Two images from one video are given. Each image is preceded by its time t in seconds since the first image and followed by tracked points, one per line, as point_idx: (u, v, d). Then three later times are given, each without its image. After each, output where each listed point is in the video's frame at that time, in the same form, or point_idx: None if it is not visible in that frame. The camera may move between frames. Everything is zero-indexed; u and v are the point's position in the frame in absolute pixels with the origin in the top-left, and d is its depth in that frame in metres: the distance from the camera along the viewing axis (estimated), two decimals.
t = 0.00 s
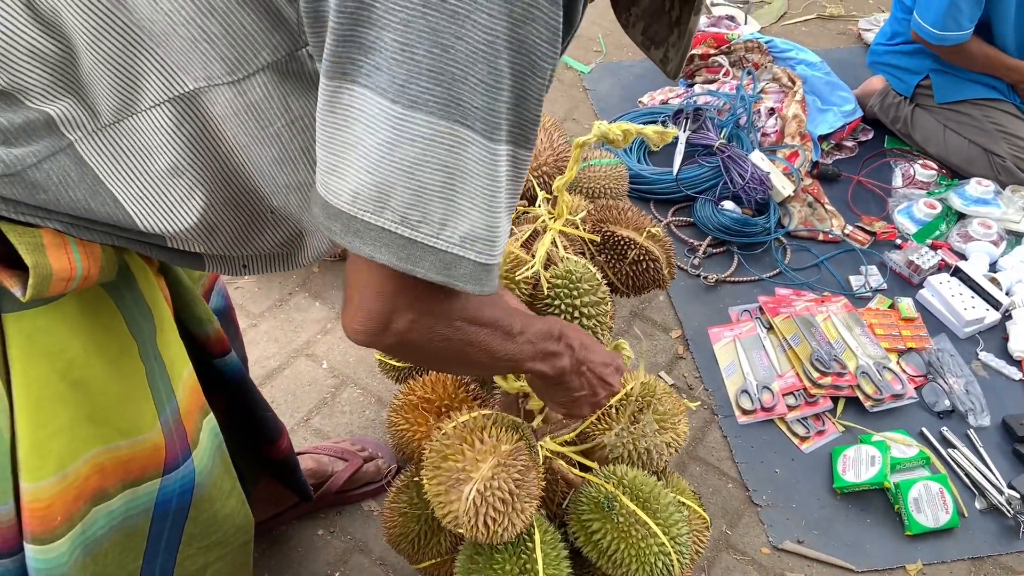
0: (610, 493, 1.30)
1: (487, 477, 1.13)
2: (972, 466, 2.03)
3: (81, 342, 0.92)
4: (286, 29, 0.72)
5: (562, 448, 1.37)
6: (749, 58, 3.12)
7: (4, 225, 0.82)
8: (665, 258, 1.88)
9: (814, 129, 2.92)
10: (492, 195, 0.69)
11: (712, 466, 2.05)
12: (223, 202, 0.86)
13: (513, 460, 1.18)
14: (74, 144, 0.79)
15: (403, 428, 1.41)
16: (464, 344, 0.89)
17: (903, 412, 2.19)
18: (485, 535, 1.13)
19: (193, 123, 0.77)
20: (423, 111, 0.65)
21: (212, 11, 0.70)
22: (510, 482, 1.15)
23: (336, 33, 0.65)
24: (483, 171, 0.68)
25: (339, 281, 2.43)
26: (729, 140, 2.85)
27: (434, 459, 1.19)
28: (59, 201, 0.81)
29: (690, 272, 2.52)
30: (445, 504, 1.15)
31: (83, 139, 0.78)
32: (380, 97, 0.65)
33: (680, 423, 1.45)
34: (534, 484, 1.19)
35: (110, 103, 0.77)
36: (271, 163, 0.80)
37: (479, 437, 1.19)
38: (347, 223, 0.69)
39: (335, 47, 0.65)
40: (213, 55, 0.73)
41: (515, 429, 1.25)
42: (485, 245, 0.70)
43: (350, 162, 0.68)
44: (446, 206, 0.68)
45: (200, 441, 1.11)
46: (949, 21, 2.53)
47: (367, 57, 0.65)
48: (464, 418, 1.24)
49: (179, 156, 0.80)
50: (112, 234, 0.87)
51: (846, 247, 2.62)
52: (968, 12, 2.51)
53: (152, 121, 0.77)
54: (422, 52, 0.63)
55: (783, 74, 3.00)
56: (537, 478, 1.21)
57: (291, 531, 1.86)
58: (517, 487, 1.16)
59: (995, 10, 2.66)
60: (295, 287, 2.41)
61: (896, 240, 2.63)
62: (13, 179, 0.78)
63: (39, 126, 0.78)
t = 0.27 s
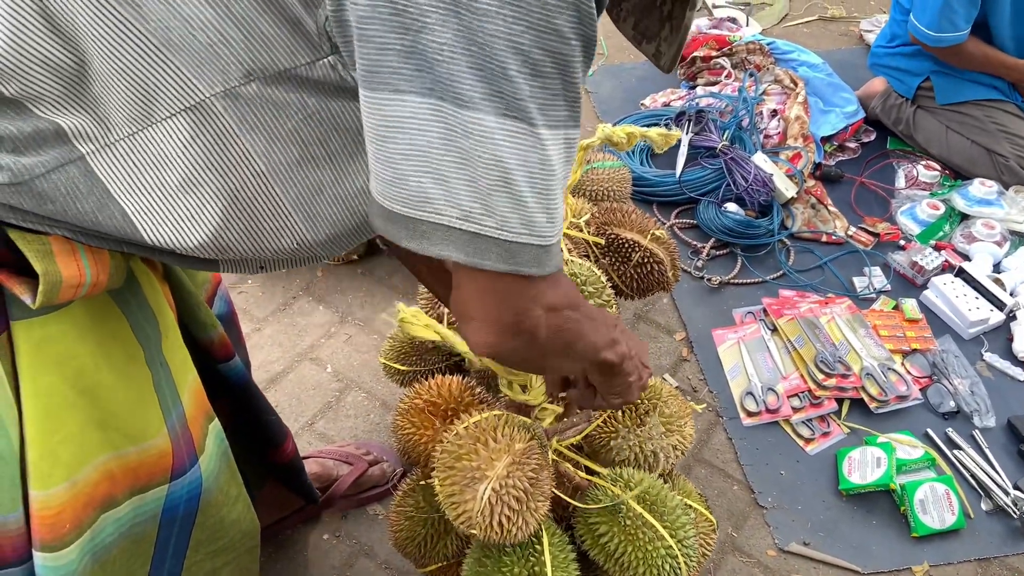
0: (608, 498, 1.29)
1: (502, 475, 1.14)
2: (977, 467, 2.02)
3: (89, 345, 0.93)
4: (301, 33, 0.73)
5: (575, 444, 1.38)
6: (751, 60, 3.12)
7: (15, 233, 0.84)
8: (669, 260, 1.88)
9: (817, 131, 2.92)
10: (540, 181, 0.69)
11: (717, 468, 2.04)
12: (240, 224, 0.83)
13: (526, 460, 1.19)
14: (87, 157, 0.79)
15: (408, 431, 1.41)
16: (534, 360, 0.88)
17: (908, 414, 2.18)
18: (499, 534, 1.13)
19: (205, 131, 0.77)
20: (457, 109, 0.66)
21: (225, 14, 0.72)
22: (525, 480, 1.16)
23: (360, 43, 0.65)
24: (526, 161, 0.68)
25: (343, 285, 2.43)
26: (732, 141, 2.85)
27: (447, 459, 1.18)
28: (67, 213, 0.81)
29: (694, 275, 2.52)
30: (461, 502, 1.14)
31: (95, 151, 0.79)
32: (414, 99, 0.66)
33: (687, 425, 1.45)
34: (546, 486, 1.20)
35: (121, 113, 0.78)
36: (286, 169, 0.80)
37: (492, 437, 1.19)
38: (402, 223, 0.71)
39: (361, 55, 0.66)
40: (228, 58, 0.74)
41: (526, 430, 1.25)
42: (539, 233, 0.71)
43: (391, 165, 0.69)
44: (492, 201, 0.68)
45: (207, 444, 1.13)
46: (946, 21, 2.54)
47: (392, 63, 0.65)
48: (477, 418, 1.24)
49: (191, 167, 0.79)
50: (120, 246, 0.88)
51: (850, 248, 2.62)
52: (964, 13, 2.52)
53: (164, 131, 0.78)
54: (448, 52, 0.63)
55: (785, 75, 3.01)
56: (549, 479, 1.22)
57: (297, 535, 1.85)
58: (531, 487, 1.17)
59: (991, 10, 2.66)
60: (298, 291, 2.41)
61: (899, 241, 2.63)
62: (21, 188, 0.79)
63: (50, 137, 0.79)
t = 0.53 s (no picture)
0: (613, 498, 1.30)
1: (507, 483, 1.14)
2: (982, 471, 2.02)
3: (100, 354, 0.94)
4: (323, 40, 0.70)
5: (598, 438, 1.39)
6: (754, 65, 3.13)
7: (29, 243, 0.86)
8: (674, 266, 1.88)
9: (820, 135, 2.92)
10: (581, 156, 0.70)
11: (722, 474, 2.04)
12: (269, 216, 0.85)
13: (530, 468, 1.19)
14: (109, 163, 0.80)
15: (414, 439, 1.41)
16: (573, 351, 0.90)
17: (913, 419, 2.18)
18: (505, 542, 1.13)
19: (226, 134, 0.78)
20: (493, 101, 0.66)
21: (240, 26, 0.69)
22: (529, 488, 1.16)
23: (390, 53, 0.65)
24: (565, 139, 0.68)
25: (347, 291, 2.43)
26: (735, 146, 2.85)
27: (450, 470, 1.19)
28: (90, 215, 0.83)
29: (697, 280, 2.52)
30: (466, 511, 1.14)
31: (119, 157, 0.80)
32: (453, 98, 0.66)
33: (692, 431, 1.45)
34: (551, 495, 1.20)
35: (143, 118, 0.78)
36: (309, 169, 0.80)
37: (495, 445, 1.19)
38: (459, 218, 0.73)
39: (391, 64, 0.65)
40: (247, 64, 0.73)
41: (530, 438, 1.25)
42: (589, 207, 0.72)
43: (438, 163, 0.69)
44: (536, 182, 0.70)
45: (216, 452, 1.14)
46: (965, 27, 2.54)
47: (425, 70, 0.64)
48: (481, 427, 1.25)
49: (216, 168, 0.80)
50: (135, 252, 0.91)
51: (853, 253, 2.62)
52: (983, 19, 2.52)
53: (186, 135, 0.78)
54: (480, 49, 0.63)
55: (789, 81, 3.03)
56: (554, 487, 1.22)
57: (302, 541, 1.86)
58: (536, 495, 1.17)
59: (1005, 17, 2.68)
60: (303, 296, 2.41)
61: (903, 245, 2.63)
62: (38, 193, 0.81)
63: (69, 145, 0.80)
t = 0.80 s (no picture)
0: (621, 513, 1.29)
1: (508, 497, 1.14)
2: (988, 481, 2.01)
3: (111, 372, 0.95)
4: (336, 57, 0.70)
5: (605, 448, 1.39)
6: (757, 74, 3.14)
7: (42, 261, 0.87)
8: (679, 276, 1.88)
9: (823, 144, 2.93)
10: (593, 168, 0.70)
11: (727, 484, 2.04)
12: (283, 227, 0.85)
13: (534, 480, 1.19)
14: (124, 178, 0.80)
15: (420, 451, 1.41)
16: (586, 360, 0.90)
17: (918, 428, 2.18)
18: (508, 556, 1.13)
19: (241, 149, 0.78)
20: (509, 115, 0.66)
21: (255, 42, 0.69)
22: (532, 501, 1.16)
23: (407, 70, 0.65)
24: (578, 153, 0.69)
25: (352, 299, 2.44)
26: (739, 155, 2.85)
27: (454, 484, 1.20)
28: (105, 230, 0.84)
29: (702, 288, 2.52)
30: (470, 525, 1.15)
31: (133, 171, 0.80)
32: (471, 113, 0.66)
33: (698, 442, 1.45)
34: (557, 506, 1.20)
35: (156, 133, 0.78)
36: (320, 181, 0.81)
37: (498, 458, 1.19)
38: (475, 229, 0.73)
39: (406, 80, 0.65)
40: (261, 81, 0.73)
41: (535, 450, 1.24)
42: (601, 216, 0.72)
43: (457, 176, 0.70)
44: (552, 194, 0.70)
45: (223, 467, 1.14)
46: (980, 33, 2.54)
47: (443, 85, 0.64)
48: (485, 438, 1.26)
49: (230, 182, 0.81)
50: (144, 268, 0.91)
51: (857, 262, 2.62)
52: (998, 25, 2.52)
53: (200, 150, 0.79)
54: (496, 66, 0.63)
55: (792, 89, 3.03)
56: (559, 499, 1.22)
57: (307, 552, 1.85)
58: (541, 507, 1.17)
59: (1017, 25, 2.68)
60: (307, 305, 2.41)
61: (907, 254, 2.63)
62: (54, 210, 0.82)
63: (84, 162, 0.80)
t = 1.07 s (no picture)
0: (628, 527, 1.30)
1: (526, 509, 1.14)
2: (996, 492, 2.01)
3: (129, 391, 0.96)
4: (350, 80, 0.71)
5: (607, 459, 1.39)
6: (759, 86, 3.15)
7: (58, 284, 0.87)
8: (685, 288, 1.88)
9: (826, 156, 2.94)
10: (596, 192, 0.71)
11: (735, 496, 2.04)
12: (294, 246, 0.86)
13: (550, 494, 1.19)
14: (139, 201, 0.81)
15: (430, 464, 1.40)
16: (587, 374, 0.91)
17: (925, 439, 2.18)
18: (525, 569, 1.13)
19: (255, 170, 0.79)
20: (516, 138, 0.67)
21: (270, 68, 0.69)
22: (548, 514, 1.16)
23: (417, 94, 0.65)
24: (583, 177, 0.69)
25: (358, 313, 2.44)
26: (742, 167, 2.86)
27: (469, 497, 1.19)
28: (121, 253, 0.85)
29: (707, 300, 2.53)
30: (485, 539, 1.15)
31: (148, 194, 0.81)
32: (480, 136, 0.67)
33: (708, 455, 1.45)
34: (570, 520, 1.20)
35: (170, 156, 0.79)
36: (331, 200, 0.82)
37: (515, 470, 1.19)
38: (480, 247, 0.73)
39: (416, 105, 0.66)
40: (276, 105, 0.74)
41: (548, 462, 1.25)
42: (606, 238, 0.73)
43: (466, 198, 0.70)
44: (560, 217, 0.70)
45: (233, 486, 1.16)
46: (973, 37, 2.55)
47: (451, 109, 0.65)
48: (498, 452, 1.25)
49: (242, 202, 0.82)
50: (159, 290, 0.92)
51: (862, 272, 2.63)
52: (992, 30, 2.53)
53: (213, 173, 0.79)
54: (504, 91, 0.64)
55: (794, 101, 3.04)
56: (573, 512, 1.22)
57: (315, 567, 1.85)
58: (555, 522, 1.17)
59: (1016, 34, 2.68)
60: (314, 319, 2.42)
61: (912, 265, 2.64)
62: (73, 234, 0.82)
63: (101, 184, 0.80)
